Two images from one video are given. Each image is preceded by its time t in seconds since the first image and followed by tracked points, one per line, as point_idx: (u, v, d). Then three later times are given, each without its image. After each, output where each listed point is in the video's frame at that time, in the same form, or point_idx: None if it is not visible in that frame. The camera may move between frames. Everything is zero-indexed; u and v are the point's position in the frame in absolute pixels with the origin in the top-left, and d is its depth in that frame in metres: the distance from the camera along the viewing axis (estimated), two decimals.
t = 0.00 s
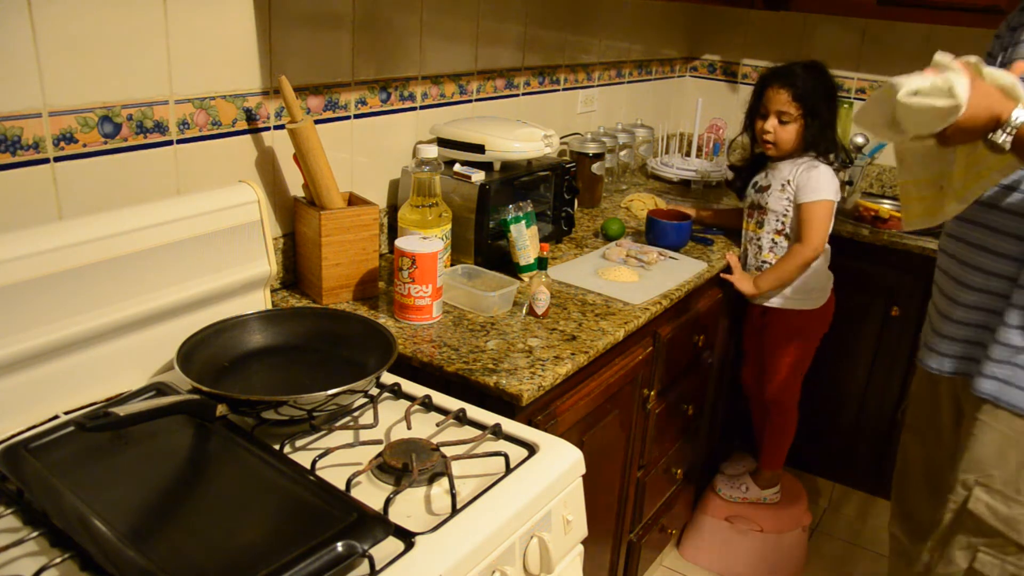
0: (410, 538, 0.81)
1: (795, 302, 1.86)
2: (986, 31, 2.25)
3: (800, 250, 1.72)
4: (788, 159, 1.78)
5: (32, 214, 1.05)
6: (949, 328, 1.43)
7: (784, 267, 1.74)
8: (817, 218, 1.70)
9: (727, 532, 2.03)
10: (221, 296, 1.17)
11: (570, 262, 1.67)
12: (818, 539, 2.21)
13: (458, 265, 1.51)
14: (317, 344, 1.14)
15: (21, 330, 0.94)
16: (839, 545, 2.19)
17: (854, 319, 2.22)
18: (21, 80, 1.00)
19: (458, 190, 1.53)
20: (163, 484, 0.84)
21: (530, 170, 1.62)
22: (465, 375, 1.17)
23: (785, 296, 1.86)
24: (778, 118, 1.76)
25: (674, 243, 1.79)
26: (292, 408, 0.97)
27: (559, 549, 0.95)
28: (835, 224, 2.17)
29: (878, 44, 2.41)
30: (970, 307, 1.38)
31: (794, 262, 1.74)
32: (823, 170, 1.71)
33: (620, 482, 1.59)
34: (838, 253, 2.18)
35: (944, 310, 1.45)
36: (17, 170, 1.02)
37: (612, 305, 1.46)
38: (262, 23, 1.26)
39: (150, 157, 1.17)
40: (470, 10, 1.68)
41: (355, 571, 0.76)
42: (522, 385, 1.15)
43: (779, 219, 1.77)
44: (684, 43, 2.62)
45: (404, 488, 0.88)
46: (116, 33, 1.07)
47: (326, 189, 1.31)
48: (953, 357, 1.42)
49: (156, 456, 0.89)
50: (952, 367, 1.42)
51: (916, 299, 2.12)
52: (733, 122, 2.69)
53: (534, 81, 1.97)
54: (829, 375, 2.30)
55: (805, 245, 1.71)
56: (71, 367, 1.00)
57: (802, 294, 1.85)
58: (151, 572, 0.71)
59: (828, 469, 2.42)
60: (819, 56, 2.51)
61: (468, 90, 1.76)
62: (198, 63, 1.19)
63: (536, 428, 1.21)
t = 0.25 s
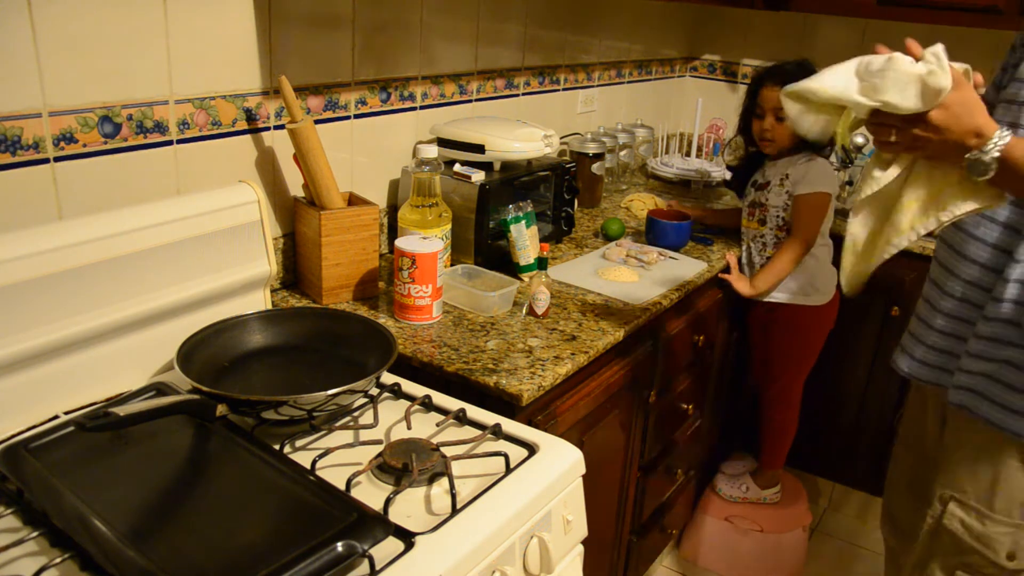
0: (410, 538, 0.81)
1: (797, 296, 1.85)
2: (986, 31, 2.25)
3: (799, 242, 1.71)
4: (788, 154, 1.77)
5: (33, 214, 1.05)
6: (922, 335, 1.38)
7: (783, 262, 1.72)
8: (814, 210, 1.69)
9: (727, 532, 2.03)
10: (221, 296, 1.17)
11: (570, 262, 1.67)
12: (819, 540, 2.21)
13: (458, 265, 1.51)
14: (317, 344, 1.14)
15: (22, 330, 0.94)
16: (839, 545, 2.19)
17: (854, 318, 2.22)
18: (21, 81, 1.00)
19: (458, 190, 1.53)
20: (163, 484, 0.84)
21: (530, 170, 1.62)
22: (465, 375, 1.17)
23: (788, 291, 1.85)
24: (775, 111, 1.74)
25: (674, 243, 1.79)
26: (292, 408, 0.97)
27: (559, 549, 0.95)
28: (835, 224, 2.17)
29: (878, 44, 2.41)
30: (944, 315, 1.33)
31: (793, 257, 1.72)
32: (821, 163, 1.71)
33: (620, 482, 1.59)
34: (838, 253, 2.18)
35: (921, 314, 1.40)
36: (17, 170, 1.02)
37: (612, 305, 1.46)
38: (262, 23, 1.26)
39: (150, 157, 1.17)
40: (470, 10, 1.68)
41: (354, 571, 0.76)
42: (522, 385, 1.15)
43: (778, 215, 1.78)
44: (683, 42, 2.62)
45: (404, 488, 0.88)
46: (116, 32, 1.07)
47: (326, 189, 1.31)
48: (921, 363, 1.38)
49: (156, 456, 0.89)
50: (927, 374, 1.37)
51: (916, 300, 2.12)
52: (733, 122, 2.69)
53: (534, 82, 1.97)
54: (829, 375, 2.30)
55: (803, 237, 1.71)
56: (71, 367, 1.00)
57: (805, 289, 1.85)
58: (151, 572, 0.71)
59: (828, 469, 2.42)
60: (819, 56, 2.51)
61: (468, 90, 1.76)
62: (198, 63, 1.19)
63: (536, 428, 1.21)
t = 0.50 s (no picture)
0: (410, 538, 0.81)
1: (803, 296, 1.87)
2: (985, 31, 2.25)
3: (800, 239, 1.72)
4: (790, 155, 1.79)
5: (33, 213, 1.05)
6: (908, 350, 1.43)
7: (784, 258, 1.73)
8: (814, 206, 1.70)
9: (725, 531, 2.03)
10: (220, 296, 1.17)
11: (570, 262, 1.67)
12: (819, 540, 2.21)
13: (458, 265, 1.51)
14: (317, 344, 1.14)
15: (22, 330, 0.94)
16: (839, 545, 2.19)
17: (854, 319, 2.22)
18: (21, 80, 1.00)
19: (458, 190, 1.53)
20: (163, 483, 0.84)
21: (530, 170, 1.62)
22: (465, 375, 1.17)
23: (795, 291, 1.87)
24: (788, 105, 1.77)
25: (674, 243, 1.79)
26: (292, 408, 0.97)
27: (559, 549, 0.95)
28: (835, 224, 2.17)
29: (878, 44, 2.41)
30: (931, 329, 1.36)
31: (795, 253, 1.74)
32: (817, 158, 1.72)
33: (619, 482, 1.59)
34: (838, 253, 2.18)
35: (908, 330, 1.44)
36: (17, 170, 1.02)
37: (613, 305, 1.46)
38: (262, 22, 1.26)
39: (150, 158, 1.17)
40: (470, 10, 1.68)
41: (355, 571, 0.76)
42: (522, 385, 1.15)
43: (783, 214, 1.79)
44: (683, 43, 2.62)
45: (403, 488, 0.88)
46: (115, 32, 1.07)
47: (326, 189, 1.31)
48: (906, 378, 1.42)
49: (156, 456, 0.89)
50: (904, 387, 1.43)
51: (916, 299, 2.12)
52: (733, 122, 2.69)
53: (534, 82, 1.97)
54: (829, 375, 2.30)
55: (806, 234, 1.71)
56: (71, 367, 1.00)
57: (813, 289, 1.86)
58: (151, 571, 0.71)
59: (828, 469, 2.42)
60: (818, 56, 2.51)
61: (468, 90, 1.76)
62: (198, 63, 1.19)
63: (536, 428, 1.21)
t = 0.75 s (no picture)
0: (410, 538, 0.81)
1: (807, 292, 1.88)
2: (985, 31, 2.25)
3: (802, 236, 1.72)
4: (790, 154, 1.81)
5: (33, 214, 1.05)
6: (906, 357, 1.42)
7: (786, 255, 1.74)
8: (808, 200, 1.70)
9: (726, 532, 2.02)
10: (220, 296, 1.17)
11: (570, 262, 1.67)
12: (819, 540, 2.21)
13: (458, 265, 1.51)
14: (317, 344, 1.14)
15: (22, 330, 0.94)
16: (839, 544, 2.19)
17: (854, 319, 2.22)
18: (21, 80, 1.00)
19: (458, 190, 1.53)
20: (163, 483, 0.84)
21: (530, 170, 1.62)
22: (465, 375, 1.17)
23: (799, 288, 1.88)
24: (788, 107, 1.79)
25: (674, 243, 1.79)
26: (292, 408, 0.97)
27: (559, 549, 0.95)
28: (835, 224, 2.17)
29: (878, 44, 2.41)
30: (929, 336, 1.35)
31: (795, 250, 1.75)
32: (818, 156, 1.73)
33: (619, 482, 1.59)
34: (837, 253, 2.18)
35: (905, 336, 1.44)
36: (17, 170, 1.02)
37: (613, 305, 1.46)
38: (262, 22, 1.26)
39: (150, 158, 1.17)
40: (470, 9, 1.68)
41: (354, 571, 0.76)
42: (522, 385, 1.15)
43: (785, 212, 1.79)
44: (683, 43, 2.62)
45: (404, 488, 0.88)
46: (115, 32, 1.07)
47: (326, 189, 1.31)
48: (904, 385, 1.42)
49: (156, 456, 0.89)
50: (899, 393, 1.44)
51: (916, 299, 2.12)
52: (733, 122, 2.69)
53: (534, 81, 1.97)
54: (829, 375, 2.30)
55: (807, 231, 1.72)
56: (70, 367, 1.00)
57: (818, 285, 1.87)
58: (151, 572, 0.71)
59: (828, 469, 2.42)
60: (819, 56, 2.51)
61: (468, 90, 1.76)
62: (198, 63, 1.19)
63: (536, 428, 1.21)
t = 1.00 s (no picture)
0: (410, 538, 0.81)
1: (809, 289, 1.87)
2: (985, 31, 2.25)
3: (802, 231, 1.72)
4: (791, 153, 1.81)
5: (33, 214, 1.05)
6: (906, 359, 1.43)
7: (785, 249, 1.74)
8: (810, 198, 1.70)
9: (727, 532, 2.03)
10: (220, 296, 1.17)
11: (570, 262, 1.67)
12: (819, 540, 2.21)
13: (458, 265, 1.51)
14: (317, 344, 1.14)
15: (22, 330, 0.94)
16: (839, 544, 2.19)
17: (854, 319, 2.22)
18: (21, 80, 1.00)
19: (458, 190, 1.53)
20: (163, 483, 0.84)
21: (530, 170, 1.62)
22: (466, 375, 1.17)
23: (801, 283, 1.87)
24: (789, 107, 1.78)
25: (674, 243, 1.79)
26: (292, 408, 0.97)
27: (559, 549, 0.95)
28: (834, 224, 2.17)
29: (878, 44, 2.41)
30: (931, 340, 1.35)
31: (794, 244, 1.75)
32: (820, 154, 1.74)
33: (619, 482, 1.59)
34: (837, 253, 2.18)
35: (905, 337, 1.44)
36: (17, 170, 1.02)
37: (613, 305, 1.46)
38: (262, 22, 1.26)
39: (150, 158, 1.17)
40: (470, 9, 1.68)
41: (354, 571, 0.76)
42: (522, 385, 1.15)
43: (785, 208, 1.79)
44: (684, 43, 2.62)
45: (403, 488, 0.88)
46: (115, 32, 1.07)
47: (326, 189, 1.31)
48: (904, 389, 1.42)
49: (156, 456, 0.89)
50: (899, 398, 1.44)
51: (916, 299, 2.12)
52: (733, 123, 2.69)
53: (534, 81, 1.97)
54: (829, 375, 2.30)
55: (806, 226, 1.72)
56: (70, 367, 1.00)
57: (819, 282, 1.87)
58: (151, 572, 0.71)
59: (828, 469, 2.42)
60: (819, 56, 2.51)
61: (468, 90, 1.76)
62: (198, 63, 1.19)
63: (536, 428, 1.21)
